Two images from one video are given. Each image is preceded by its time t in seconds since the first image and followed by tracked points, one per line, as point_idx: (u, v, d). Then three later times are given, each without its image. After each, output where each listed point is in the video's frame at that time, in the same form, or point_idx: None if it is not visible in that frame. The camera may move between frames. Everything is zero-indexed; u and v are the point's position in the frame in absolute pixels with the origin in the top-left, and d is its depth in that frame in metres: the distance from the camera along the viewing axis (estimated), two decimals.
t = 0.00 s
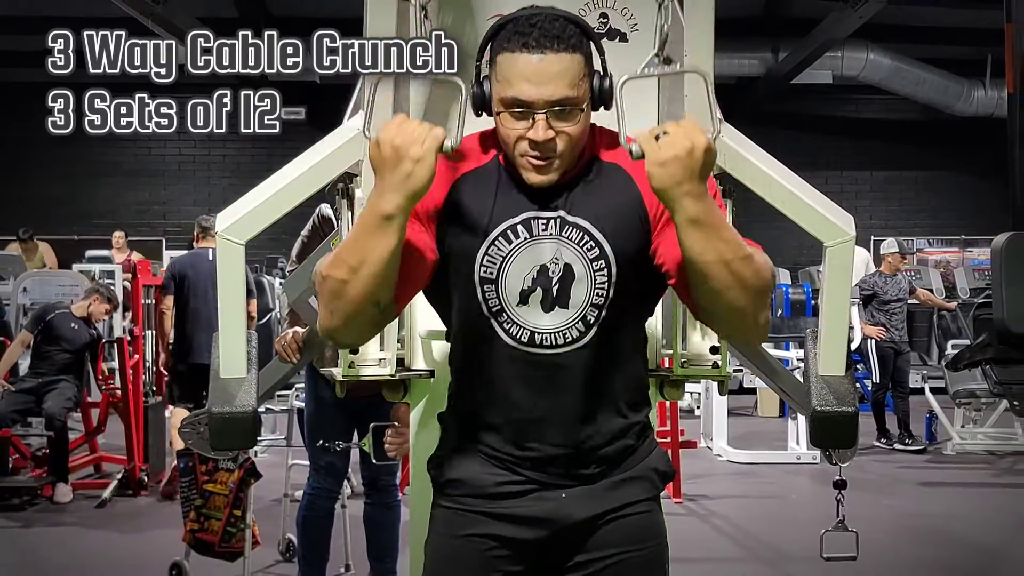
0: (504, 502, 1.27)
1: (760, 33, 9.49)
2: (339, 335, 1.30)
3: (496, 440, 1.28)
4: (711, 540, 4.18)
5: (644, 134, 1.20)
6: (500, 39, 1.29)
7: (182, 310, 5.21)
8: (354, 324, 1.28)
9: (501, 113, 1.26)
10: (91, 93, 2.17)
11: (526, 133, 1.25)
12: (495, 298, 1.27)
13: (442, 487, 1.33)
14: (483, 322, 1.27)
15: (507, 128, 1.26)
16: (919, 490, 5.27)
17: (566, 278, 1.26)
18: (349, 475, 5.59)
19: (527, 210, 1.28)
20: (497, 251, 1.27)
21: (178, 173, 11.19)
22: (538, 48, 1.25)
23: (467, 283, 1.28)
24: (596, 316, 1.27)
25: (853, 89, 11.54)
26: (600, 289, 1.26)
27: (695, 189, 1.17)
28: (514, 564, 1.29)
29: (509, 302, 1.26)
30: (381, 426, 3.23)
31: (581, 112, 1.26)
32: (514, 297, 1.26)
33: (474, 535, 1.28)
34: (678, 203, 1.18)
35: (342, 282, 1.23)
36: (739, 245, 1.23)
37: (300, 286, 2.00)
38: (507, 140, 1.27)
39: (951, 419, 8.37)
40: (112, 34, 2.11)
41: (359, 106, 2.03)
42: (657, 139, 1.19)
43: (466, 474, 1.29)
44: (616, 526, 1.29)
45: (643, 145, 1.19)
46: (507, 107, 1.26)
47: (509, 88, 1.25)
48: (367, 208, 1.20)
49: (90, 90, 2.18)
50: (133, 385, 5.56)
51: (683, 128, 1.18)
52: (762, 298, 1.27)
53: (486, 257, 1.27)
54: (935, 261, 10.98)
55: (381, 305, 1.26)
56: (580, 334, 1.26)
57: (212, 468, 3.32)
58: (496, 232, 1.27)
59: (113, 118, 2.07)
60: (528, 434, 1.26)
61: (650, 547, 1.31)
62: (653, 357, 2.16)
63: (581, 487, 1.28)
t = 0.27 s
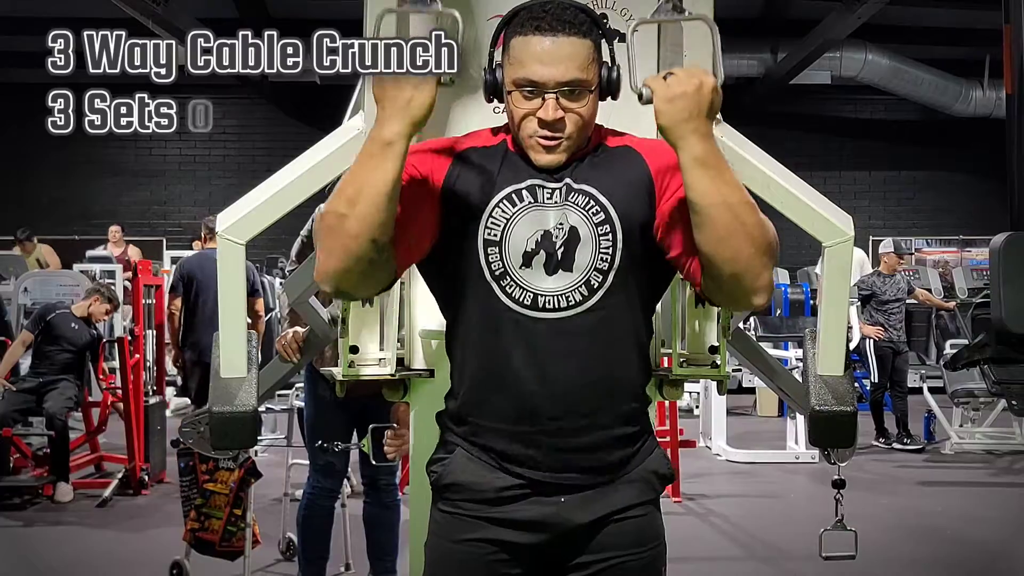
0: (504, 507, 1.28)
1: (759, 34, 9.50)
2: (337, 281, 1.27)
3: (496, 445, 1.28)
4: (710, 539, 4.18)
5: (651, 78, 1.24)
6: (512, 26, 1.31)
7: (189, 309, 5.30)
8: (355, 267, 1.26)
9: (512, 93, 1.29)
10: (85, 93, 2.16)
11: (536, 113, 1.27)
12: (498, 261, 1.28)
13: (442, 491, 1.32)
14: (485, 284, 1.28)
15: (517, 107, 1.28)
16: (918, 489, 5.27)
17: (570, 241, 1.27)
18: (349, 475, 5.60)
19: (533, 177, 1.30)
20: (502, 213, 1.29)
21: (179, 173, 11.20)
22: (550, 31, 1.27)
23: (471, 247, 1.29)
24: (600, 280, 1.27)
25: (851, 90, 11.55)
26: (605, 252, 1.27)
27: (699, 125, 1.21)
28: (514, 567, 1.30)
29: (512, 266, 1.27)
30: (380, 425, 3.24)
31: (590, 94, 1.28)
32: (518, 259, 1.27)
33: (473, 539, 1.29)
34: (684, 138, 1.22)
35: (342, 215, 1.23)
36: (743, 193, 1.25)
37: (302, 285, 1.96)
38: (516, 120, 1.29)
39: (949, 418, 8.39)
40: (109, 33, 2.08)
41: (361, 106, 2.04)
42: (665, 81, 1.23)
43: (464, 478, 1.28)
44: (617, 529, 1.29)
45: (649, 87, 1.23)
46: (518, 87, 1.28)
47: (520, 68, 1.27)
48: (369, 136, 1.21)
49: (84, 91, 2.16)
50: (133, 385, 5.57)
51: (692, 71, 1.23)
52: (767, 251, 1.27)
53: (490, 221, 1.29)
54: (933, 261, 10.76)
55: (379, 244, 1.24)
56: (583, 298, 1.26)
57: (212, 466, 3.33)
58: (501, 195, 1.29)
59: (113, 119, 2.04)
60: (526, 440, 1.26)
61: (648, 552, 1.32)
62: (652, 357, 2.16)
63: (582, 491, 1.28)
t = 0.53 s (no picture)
0: (501, 507, 1.28)
1: (759, 34, 9.51)
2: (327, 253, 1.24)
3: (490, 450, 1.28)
4: (709, 538, 4.19)
5: (646, 55, 1.25)
6: (502, 24, 1.32)
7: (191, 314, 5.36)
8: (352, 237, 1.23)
9: (502, 89, 1.30)
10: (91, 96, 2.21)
11: (528, 109, 1.28)
12: (493, 250, 1.27)
13: (437, 492, 1.33)
14: (480, 275, 1.28)
15: (508, 104, 1.29)
16: (916, 489, 5.28)
17: (566, 229, 1.28)
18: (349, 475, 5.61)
19: (525, 167, 1.31)
20: (495, 201, 1.29)
21: (180, 173, 11.21)
22: (541, 28, 1.28)
23: (466, 233, 1.29)
24: (595, 266, 1.27)
25: (850, 90, 11.56)
26: (600, 238, 1.28)
27: (695, 99, 1.23)
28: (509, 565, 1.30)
29: (508, 253, 1.27)
30: (380, 425, 3.24)
31: (580, 92, 1.30)
32: (513, 246, 1.27)
33: (467, 540, 1.30)
34: (682, 114, 1.22)
35: (336, 183, 1.22)
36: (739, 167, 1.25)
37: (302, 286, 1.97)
38: (507, 119, 1.31)
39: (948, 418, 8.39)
40: (108, 33, 2.09)
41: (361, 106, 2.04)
42: (660, 57, 1.24)
43: (459, 478, 1.29)
44: (611, 525, 1.31)
45: (646, 64, 1.24)
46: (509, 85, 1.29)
47: (512, 65, 1.28)
48: (365, 106, 1.22)
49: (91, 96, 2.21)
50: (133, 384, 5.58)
51: (686, 47, 1.24)
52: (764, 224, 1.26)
53: (484, 210, 1.29)
54: (931, 261, 10.65)
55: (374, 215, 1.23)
56: (579, 284, 1.27)
57: (212, 466, 3.34)
58: (494, 183, 1.29)
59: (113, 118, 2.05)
60: (524, 442, 1.26)
61: (641, 548, 1.33)
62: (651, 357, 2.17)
63: (577, 488, 1.29)
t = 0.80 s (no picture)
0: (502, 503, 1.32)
1: (758, 34, 9.51)
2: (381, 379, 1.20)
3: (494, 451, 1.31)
4: (708, 537, 4.19)
5: (675, 61, 1.21)
6: (497, 59, 1.25)
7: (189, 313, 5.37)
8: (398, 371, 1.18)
9: (507, 129, 1.23)
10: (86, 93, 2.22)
11: (539, 149, 1.22)
12: (513, 297, 1.25)
13: (442, 489, 1.36)
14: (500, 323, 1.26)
15: (514, 146, 1.23)
16: (914, 488, 5.28)
17: (581, 262, 1.27)
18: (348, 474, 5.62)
19: (532, 208, 1.26)
20: (511, 253, 1.25)
21: (180, 173, 11.21)
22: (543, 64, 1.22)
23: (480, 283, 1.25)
24: (610, 293, 1.30)
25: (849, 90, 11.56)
26: (612, 268, 1.29)
27: (728, 109, 1.20)
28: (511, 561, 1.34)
29: (528, 296, 1.25)
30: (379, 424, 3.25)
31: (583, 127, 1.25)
32: (534, 292, 1.25)
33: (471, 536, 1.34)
34: (714, 125, 1.20)
35: (393, 326, 1.14)
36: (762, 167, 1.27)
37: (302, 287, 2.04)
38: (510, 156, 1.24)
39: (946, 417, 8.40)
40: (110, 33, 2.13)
41: (360, 107, 2.03)
42: (691, 64, 1.20)
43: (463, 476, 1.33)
44: (612, 516, 1.32)
45: (676, 73, 1.20)
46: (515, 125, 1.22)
47: (518, 106, 1.21)
48: (416, 243, 1.11)
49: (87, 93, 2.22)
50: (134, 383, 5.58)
51: (716, 53, 1.20)
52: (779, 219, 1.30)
53: (503, 265, 1.25)
54: (930, 261, 10.72)
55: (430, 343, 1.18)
56: (598, 312, 1.28)
57: (213, 465, 3.36)
58: (509, 236, 1.25)
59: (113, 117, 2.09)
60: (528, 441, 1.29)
61: (640, 538, 1.34)
62: (650, 358, 2.15)
63: (579, 479, 1.30)
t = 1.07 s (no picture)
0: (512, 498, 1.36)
1: (757, 35, 9.52)
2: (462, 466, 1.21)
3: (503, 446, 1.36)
4: (707, 536, 4.20)
5: (707, 67, 1.27)
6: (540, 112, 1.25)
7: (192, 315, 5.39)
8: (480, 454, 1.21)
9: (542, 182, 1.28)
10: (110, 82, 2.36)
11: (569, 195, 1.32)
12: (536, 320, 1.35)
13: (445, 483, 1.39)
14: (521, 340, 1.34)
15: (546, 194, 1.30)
16: (913, 487, 5.30)
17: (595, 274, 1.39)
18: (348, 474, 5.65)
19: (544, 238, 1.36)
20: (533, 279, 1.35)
21: (180, 174, 11.22)
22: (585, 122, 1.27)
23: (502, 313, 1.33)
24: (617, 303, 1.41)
25: (848, 91, 11.56)
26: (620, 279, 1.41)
27: (755, 112, 1.30)
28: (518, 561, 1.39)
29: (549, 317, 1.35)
30: (376, 423, 3.28)
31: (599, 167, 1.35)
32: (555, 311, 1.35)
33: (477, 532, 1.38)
34: (741, 126, 1.30)
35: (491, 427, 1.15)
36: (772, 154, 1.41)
37: (300, 288, 2.02)
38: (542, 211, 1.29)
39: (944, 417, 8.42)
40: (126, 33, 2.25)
41: (360, 108, 2.02)
42: (722, 70, 1.26)
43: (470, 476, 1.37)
44: (609, 506, 1.43)
45: (710, 79, 1.26)
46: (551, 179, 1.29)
47: (562, 165, 1.27)
48: (522, 353, 1.12)
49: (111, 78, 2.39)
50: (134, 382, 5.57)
51: (741, 57, 1.27)
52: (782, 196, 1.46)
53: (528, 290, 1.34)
54: (928, 262, 10.71)
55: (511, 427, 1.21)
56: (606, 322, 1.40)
57: (213, 465, 3.37)
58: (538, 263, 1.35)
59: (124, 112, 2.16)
60: (540, 438, 1.36)
61: (634, 532, 1.45)
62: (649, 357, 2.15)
63: (581, 473, 1.40)
